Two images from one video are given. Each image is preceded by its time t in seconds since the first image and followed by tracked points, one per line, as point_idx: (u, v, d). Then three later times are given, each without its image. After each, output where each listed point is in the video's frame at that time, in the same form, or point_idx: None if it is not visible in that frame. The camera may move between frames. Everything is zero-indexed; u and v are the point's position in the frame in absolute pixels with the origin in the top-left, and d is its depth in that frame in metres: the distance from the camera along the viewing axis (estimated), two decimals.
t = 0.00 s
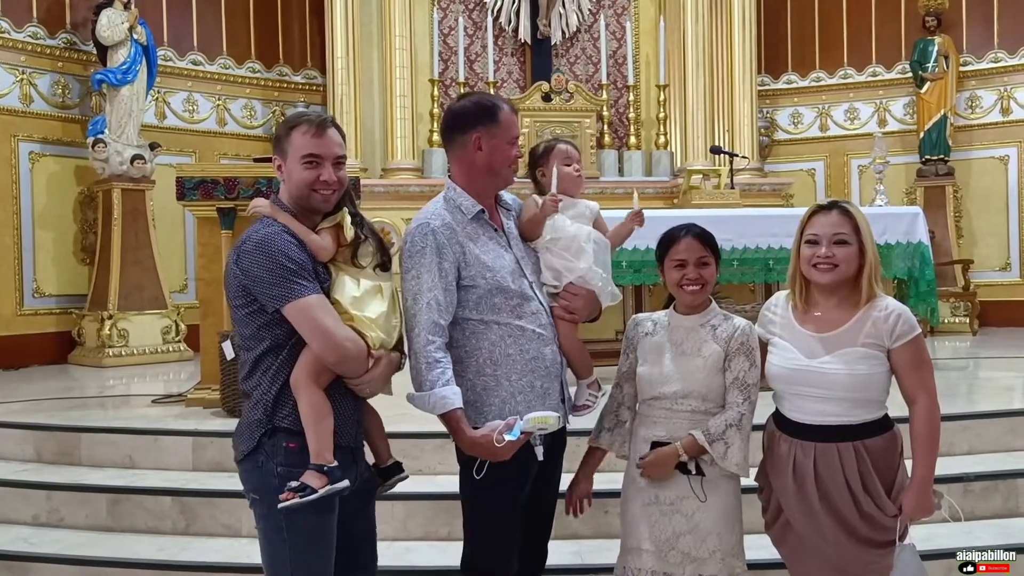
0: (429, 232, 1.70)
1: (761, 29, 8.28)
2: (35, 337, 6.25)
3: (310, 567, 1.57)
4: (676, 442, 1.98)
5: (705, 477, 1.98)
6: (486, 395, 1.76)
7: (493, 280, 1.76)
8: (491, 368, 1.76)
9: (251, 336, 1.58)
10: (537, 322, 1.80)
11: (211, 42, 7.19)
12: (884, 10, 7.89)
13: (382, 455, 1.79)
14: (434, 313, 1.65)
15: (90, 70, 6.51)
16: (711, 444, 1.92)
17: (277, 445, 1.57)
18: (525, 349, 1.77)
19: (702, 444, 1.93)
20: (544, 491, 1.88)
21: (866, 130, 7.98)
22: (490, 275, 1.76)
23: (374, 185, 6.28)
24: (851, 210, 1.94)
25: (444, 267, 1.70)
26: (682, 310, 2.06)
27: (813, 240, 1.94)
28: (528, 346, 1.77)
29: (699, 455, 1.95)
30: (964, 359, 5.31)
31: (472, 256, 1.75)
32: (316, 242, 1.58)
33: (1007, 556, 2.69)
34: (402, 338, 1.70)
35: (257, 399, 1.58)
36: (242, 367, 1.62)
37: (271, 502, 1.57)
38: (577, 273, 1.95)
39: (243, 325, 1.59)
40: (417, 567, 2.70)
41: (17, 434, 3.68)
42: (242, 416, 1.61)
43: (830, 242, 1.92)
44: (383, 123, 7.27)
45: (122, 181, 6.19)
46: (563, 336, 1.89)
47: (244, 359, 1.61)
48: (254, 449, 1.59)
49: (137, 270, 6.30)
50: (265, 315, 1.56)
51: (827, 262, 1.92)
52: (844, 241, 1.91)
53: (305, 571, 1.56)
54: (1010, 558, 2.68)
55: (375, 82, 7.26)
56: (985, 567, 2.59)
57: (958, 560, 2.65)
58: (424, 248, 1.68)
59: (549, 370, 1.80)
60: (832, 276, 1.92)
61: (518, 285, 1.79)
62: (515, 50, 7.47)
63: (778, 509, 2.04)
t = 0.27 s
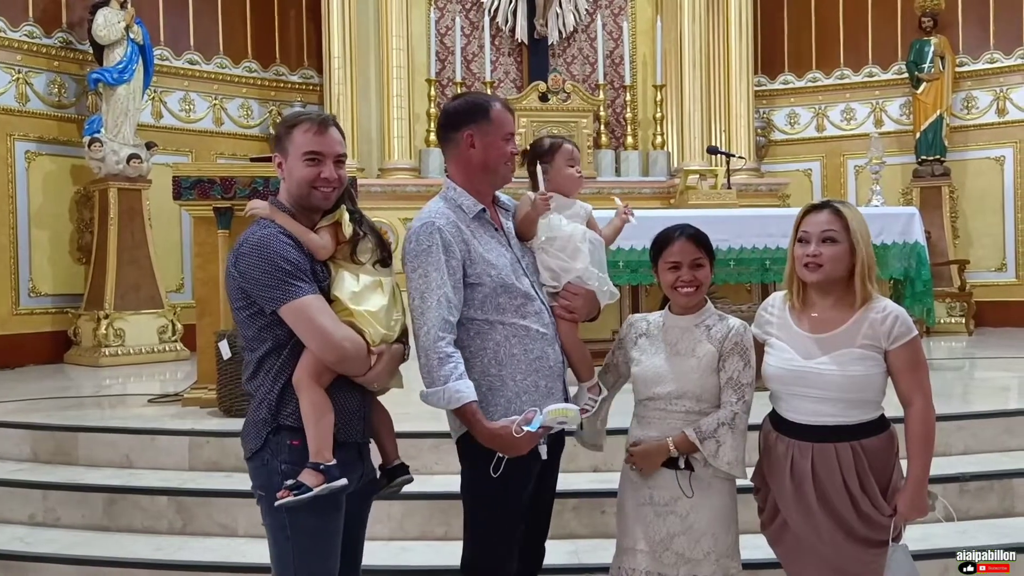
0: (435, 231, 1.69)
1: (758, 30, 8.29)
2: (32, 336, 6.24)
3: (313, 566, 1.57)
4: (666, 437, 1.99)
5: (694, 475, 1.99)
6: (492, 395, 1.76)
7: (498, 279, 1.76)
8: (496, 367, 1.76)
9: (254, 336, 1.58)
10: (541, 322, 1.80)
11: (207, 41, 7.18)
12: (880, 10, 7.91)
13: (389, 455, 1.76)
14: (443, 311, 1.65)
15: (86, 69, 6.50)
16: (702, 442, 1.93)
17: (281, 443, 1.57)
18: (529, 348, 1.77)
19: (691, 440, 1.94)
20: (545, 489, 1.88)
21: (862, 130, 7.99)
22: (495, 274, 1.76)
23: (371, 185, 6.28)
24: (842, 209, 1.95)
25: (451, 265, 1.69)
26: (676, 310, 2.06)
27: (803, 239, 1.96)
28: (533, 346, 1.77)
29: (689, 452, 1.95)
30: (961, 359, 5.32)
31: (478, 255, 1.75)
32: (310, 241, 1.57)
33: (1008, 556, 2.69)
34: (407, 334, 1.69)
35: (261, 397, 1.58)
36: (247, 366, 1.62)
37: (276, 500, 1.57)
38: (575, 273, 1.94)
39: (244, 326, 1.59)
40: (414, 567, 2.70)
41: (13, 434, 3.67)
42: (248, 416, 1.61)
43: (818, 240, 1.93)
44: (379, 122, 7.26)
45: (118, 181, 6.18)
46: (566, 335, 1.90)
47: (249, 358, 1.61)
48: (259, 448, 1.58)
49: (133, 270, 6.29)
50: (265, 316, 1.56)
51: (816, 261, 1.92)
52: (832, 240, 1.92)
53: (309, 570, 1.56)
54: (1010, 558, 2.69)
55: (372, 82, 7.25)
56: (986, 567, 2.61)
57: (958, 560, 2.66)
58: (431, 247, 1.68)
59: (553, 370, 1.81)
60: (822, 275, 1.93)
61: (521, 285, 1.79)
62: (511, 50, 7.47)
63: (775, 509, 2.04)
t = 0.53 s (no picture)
0: (432, 228, 1.70)
1: (753, 30, 8.31)
2: (25, 336, 6.22)
3: (310, 566, 1.56)
4: (658, 436, 1.99)
5: (685, 474, 1.99)
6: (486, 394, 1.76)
7: (494, 277, 1.76)
8: (490, 367, 1.76)
9: (252, 336, 1.58)
10: (535, 321, 1.80)
11: (202, 41, 7.17)
12: (874, 10, 7.92)
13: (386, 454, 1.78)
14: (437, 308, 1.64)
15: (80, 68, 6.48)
16: (693, 441, 1.93)
17: (280, 442, 1.56)
18: (524, 348, 1.77)
19: (683, 441, 1.94)
20: (539, 488, 1.88)
21: (856, 130, 8.00)
22: (491, 271, 1.76)
23: (366, 185, 6.28)
24: (835, 208, 1.94)
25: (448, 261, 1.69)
26: (669, 310, 2.06)
27: (794, 238, 1.96)
28: (527, 346, 1.77)
29: (681, 452, 1.96)
30: (954, 359, 5.33)
31: (475, 252, 1.75)
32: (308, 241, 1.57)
33: (1007, 556, 2.70)
34: (405, 332, 1.68)
35: (260, 398, 1.58)
36: (245, 366, 1.62)
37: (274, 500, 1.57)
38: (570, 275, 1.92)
39: (243, 326, 1.59)
40: (408, 567, 2.70)
41: (6, 434, 3.66)
42: (247, 416, 1.61)
43: (809, 239, 1.93)
44: (374, 122, 7.24)
45: (112, 180, 6.16)
46: (561, 335, 1.89)
47: (248, 357, 1.61)
48: (258, 448, 1.58)
49: (127, 270, 6.28)
50: (262, 317, 1.56)
51: (805, 260, 1.93)
52: (823, 239, 1.92)
53: (306, 570, 1.56)
54: (1010, 558, 2.70)
55: (367, 81, 7.24)
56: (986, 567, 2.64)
57: (959, 560, 2.68)
58: (427, 243, 1.68)
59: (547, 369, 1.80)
60: (812, 273, 1.93)
61: (517, 283, 1.79)
62: (507, 50, 7.47)
63: (768, 509, 2.04)
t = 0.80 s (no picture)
0: (427, 224, 1.69)
1: (745, 30, 8.33)
2: (15, 335, 6.19)
3: (306, 566, 1.56)
4: (647, 435, 1.99)
5: (674, 473, 1.98)
6: (476, 393, 1.76)
7: (487, 275, 1.75)
8: (481, 366, 1.76)
9: (248, 336, 1.56)
10: (527, 321, 1.79)
11: (194, 39, 7.14)
12: (866, 11, 7.95)
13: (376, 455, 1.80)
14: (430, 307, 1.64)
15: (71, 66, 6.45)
16: (681, 441, 1.93)
17: (277, 443, 1.55)
18: (514, 348, 1.76)
19: (672, 440, 1.94)
20: (529, 488, 1.86)
21: (848, 130, 8.02)
22: (484, 270, 1.75)
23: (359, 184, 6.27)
24: (828, 208, 1.95)
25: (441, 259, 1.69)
26: (661, 309, 2.07)
27: (787, 237, 1.96)
28: (518, 346, 1.77)
29: (670, 451, 1.95)
30: (945, 359, 5.35)
31: (469, 250, 1.75)
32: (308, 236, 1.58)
33: (1008, 557, 2.71)
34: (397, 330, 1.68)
35: (257, 398, 1.56)
36: (238, 367, 1.59)
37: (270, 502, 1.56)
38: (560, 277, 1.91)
39: (238, 325, 1.57)
40: (400, 567, 2.69)
41: None
42: (241, 418, 1.59)
43: (802, 238, 1.93)
44: (367, 121, 7.23)
45: (103, 178, 6.13)
46: (552, 336, 1.89)
47: (241, 358, 1.59)
48: (253, 450, 1.56)
49: (119, 269, 6.25)
50: (258, 315, 1.55)
51: (797, 258, 1.93)
52: (816, 238, 1.92)
53: (302, 570, 1.56)
54: (1008, 558, 2.71)
55: (360, 80, 7.22)
56: (987, 567, 2.67)
57: (959, 561, 2.71)
58: (423, 239, 1.67)
59: (537, 370, 1.80)
60: (804, 272, 1.93)
61: (509, 283, 1.78)
62: (499, 49, 7.47)
63: (762, 507, 2.04)
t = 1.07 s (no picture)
0: (423, 228, 1.68)
1: (740, 31, 8.34)
2: (8, 335, 6.16)
3: (304, 566, 1.55)
4: (643, 435, 1.99)
5: (671, 473, 1.98)
6: (471, 395, 1.75)
7: (483, 279, 1.75)
8: (476, 369, 1.75)
9: (249, 335, 1.55)
10: (523, 323, 1.79)
11: (188, 37, 7.12)
12: (861, 12, 7.96)
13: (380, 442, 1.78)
14: (426, 310, 1.63)
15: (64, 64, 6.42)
16: (677, 441, 1.93)
17: (276, 444, 1.54)
18: (510, 351, 1.76)
19: (668, 439, 1.94)
20: (526, 490, 1.85)
21: (843, 131, 8.04)
22: (480, 273, 1.75)
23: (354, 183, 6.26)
24: (827, 211, 1.96)
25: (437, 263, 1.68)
26: (656, 309, 2.06)
27: (789, 237, 1.94)
28: (514, 348, 1.76)
29: (666, 450, 1.95)
30: (939, 359, 5.36)
31: (463, 254, 1.74)
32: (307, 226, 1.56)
33: (1007, 556, 2.72)
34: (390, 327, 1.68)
35: (259, 398, 1.55)
36: (238, 367, 1.58)
37: (269, 501, 1.55)
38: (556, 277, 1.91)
39: (238, 325, 1.56)
40: (396, 567, 2.68)
41: None
42: (242, 417, 1.57)
43: (806, 240, 1.92)
44: (361, 121, 7.22)
45: (97, 177, 6.11)
46: (547, 338, 1.89)
47: (241, 357, 1.57)
48: (252, 449, 1.55)
49: (112, 268, 6.23)
50: (264, 314, 1.53)
51: (803, 261, 1.92)
52: (819, 240, 1.92)
53: (299, 571, 1.55)
54: (1008, 558, 2.72)
55: (354, 80, 7.20)
56: (987, 567, 2.67)
57: (960, 560, 2.71)
58: (417, 243, 1.65)
59: (532, 372, 1.80)
60: (809, 274, 1.92)
61: (504, 286, 1.78)
62: (495, 48, 7.46)
63: (757, 507, 2.04)
